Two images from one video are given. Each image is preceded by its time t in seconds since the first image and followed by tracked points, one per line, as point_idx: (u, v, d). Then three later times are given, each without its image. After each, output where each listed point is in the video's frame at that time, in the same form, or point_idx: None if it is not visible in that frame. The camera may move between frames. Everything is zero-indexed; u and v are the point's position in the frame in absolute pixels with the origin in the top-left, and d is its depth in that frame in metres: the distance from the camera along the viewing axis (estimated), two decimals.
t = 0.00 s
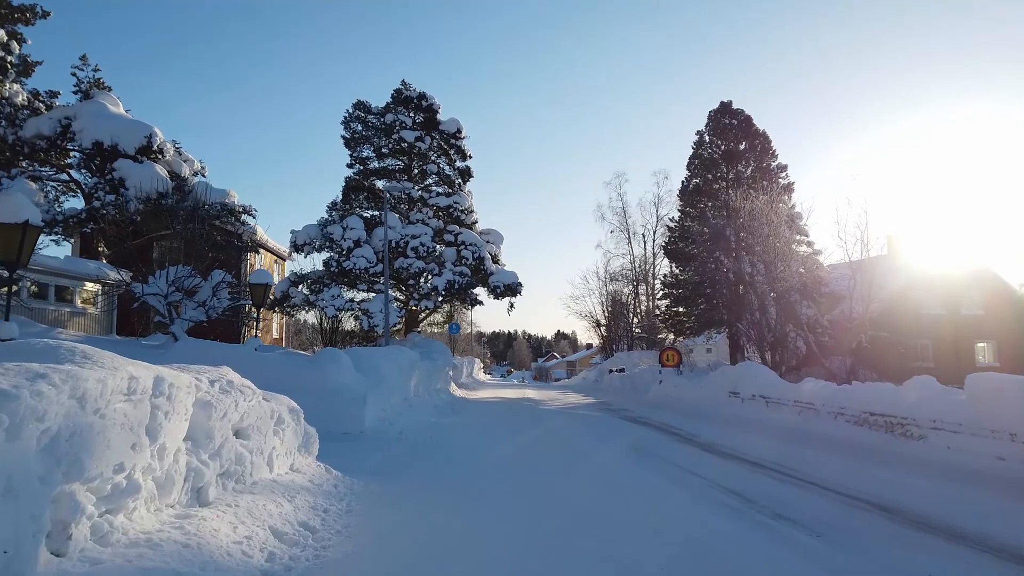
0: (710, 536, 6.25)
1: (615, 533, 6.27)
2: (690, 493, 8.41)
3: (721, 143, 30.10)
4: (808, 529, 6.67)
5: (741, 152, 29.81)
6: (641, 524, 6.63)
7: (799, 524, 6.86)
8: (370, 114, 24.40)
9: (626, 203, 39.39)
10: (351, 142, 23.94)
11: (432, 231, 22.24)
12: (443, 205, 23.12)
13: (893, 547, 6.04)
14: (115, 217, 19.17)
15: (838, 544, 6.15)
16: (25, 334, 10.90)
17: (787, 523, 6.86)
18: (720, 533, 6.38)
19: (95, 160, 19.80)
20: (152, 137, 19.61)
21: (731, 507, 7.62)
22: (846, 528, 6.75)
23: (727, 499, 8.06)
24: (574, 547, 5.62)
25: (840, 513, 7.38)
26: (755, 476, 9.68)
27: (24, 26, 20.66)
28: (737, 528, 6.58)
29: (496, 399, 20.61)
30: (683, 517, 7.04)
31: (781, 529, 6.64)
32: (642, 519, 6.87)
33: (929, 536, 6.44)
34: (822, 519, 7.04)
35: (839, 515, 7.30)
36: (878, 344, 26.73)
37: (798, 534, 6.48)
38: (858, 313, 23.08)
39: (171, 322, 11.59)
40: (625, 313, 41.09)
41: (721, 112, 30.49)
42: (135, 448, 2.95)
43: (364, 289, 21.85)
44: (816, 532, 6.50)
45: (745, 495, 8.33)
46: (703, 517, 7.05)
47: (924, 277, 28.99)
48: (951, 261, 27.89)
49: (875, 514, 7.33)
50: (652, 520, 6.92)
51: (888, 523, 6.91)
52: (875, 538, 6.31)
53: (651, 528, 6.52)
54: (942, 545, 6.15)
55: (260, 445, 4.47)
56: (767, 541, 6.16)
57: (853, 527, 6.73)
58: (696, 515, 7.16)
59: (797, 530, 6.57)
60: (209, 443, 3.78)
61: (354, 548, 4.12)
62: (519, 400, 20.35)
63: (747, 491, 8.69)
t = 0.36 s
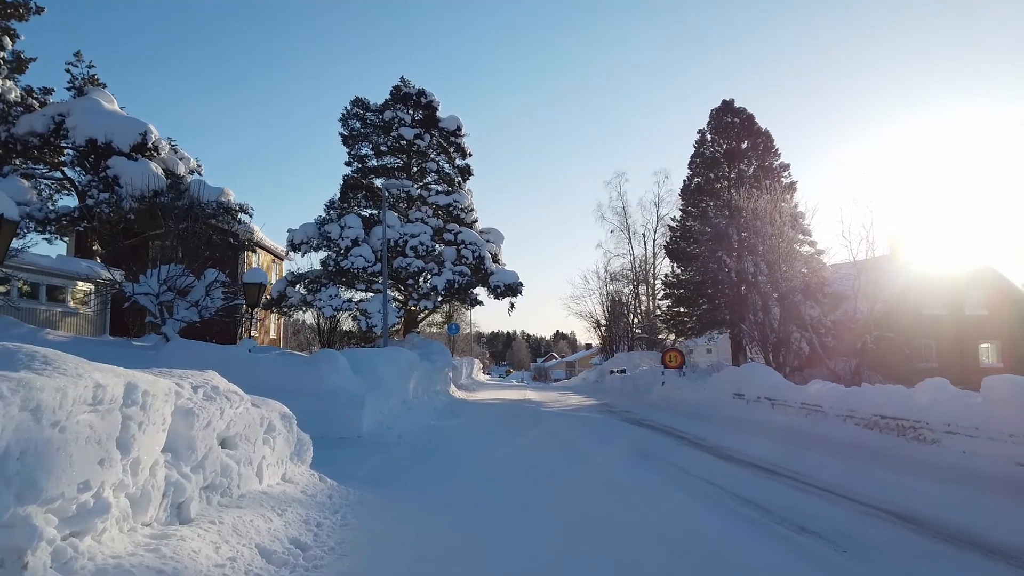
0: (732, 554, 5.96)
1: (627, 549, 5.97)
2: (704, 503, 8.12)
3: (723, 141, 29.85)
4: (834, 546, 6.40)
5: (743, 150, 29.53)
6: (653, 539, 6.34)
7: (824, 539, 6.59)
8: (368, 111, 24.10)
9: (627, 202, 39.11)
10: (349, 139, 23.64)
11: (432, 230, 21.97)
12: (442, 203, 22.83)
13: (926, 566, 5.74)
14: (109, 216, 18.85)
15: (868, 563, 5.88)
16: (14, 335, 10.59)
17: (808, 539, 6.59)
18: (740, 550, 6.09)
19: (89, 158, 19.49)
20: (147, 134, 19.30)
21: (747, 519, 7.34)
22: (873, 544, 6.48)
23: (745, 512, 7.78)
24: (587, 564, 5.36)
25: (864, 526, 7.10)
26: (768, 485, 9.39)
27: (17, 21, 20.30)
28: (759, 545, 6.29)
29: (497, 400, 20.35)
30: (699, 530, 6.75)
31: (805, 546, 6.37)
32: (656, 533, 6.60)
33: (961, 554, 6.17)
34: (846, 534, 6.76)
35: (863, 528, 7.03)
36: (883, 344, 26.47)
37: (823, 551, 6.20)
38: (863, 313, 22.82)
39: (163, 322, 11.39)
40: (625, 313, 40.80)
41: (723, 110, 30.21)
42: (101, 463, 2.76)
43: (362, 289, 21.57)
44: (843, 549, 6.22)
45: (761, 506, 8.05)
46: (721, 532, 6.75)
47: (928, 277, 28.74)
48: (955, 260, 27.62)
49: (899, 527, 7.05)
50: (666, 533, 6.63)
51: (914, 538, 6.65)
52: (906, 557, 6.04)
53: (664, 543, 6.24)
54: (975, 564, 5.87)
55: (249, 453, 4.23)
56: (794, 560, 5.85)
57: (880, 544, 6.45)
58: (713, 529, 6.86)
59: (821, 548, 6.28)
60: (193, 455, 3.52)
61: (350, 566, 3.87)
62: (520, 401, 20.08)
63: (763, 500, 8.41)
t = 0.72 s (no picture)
0: (748, 561, 5.68)
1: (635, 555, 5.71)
2: (714, 507, 7.84)
3: (724, 140, 29.59)
4: (853, 553, 6.10)
5: (744, 148, 29.29)
6: (665, 546, 6.05)
7: (843, 546, 6.32)
8: (365, 107, 23.82)
9: (626, 201, 38.88)
10: (346, 136, 23.35)
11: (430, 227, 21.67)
12: (440, 201, 22.54)
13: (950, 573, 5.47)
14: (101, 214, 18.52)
15: (893, 573, 5.61)
16: None
17: (827, 546, 6.33)
18: (756, 557, 5.80)
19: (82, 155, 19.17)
20: (140, 131, 19.00)
21: (761, 525, 7.07)
22: (892, 551, 6.21)
23: (753, 515, 7.51)
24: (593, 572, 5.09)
25: (883, 533, 6.84)
26: (779, 488, 9.09)
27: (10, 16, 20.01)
28: (776, 553, 6.00)
29: (496, 401, 20.03)
30: (713, 536, 6.47)
31: (819, 551, 6.11)
32: (663, 537, 6.35)
33: (987, 563, 5.90)
34: (866, 541, 6.50)
35: (883, 535, 6.77)
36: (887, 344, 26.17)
37: (846, 560, 5.90)
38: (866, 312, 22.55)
39: (153, 320, 11.15)
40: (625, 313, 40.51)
41: (724, 108, 29.99)
42: (56, 475, 2.55)
43: (359, 288, 21.28)
44: (866, 559, 5.95)
45: (773, 510, 7.76)
46: (735, 537, 6.46)
47: (932, 276, 28.53)
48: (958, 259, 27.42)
49: (920, 533, 6.80)
50: (678, 539, 6.35)
51: (938, 546, 6.39)
52: (934, 567, 5.77)
53: (676, 550, 5.95)
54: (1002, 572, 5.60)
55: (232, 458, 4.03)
56: (811, 569, 5.57)
57: (903, 552, 6.19)
58: (726, 534, 6.57)
59: (843, 556, 5.99)
60: (168, 462, 3.33)
61: None
62: (519, 402, 19.79)
63: (774, 504, 8.12)
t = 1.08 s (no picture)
0: (761, 567, 5.42)
1: (644, 561, 5.45)
2: (723, 509, 7.56)
3: (726, 137, 29.30)
4: (871, 558, 5.83)
5: (747, 145, 29.02)
6: (674, 553, 5.75)
7: (862, 551, 6.04)
8: (364, 103, 23.55)
9: (627, 200, 38.61)
10: (343, 132, 23.07)
11: (429, 224, 21.38)
12: (440, 197, 22.26)
13: None
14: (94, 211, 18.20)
15: None
16: None
17: (845, 550, 6.05)
18: (770, 565, 5.51)
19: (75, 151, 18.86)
20: (134, 126, 18.65)
21: (773, 529, 6.78)
22: (911, 556, 5.95)
23: (763, 518, 7.25)
24: None
25: (904, 537, 6.54)
26: (789, 490, 8.81)
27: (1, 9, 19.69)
28: (792, 560, 5.71)
29: (496, 401, 19.71)
30: (725, 542, 6.17)
31: (834, 556, 5.85)
32: (672, 542, 6.10)
33: (1010, 568, 5.64)
34: (886, 545, 6.21)
35: (903, 539, 6.48)
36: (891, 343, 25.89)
37: (867, 567, 5.60)
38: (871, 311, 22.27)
39: (142, 318, 10.91)
40: (626, 313, 40.18)
41: (726, 104, 29.72)
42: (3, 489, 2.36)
43: (357, 286, 20.98)
44: (884, 563, 5.69)
45: (784, 514, 7.48)
46: (749, 543, 6.17)
47: (935, 276, 28.29)
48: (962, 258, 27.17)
49: (942, 537, 6.51)
50: (688, 545, 6.05)
51: (962, 551, 6.10)
52: (953, 572, 5.52)
53: (687, 557, 5.65)
54: None
55: (216, 465, 3.92)
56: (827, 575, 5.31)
57: (926, 557, 5.90)
58: (736, 539, 6.30)
59: (863, 563, 5.69)
60: (141, 470, 3.21)
61: None
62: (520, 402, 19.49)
63: (786, 507, 7.82)
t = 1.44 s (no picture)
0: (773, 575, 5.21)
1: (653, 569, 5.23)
2: (731, 513, 7.33)
3: (728, 135, 29.04)
4: (887, 568, 5.60)
5: (749, 144, 28.76)
6: (687, 561, 5.47)
7: (880, 561, 5.77)
8: (362, 99, 23.25)
9: (627, 199, 38.31)
10: (341, 128, 22.77)
11: (428, 222, 21.09)
12: (439, 195, 21.97)
13: None
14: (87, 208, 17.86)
15: None
16: None
17: (862, 560, 5.77)
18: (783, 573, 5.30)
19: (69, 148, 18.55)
20: (128, 122, 18.33)
21: (783, 534, 6.57)
22: (927, 564, 5.73)
23: (772, 521, 7.04)
24: None
25: (924, 545, 6.28)
26: (798, 494, 8.54)
27: None
28: (810, 569, 5.45)
29: (496, 402, 19.45)
30: (741, 550, 5.88)
31: (848, 564, 5.64)
32: (680, 547, 5.89)
33: None
34: (903, 554, 5.97)
35: (925, 548, 6.19)
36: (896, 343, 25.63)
37: None
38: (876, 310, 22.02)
39: (133, 317, 10.68)
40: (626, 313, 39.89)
41: (729, 102, 29.45)
42: None
43: (355, 285, 20.69)
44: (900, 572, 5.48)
45: (794, 518, 7.25)
46: (765, 551, 5.90)
47: (939, 276, 28.02)
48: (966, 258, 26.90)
49: (960, 544, 6.28)
50: (701, 552, 5.77)
51: (988, 561, 5.82)
52: None
53: (702, 566, 5.36)
54: None
55: (197, 477, 3.79)
56: None
57: (946, 566, 5.68)
58: (747, 545, 6.08)
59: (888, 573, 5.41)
60: (112, 485, 3.03)
61: None
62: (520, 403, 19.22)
63: (796, 512, 7.57)
